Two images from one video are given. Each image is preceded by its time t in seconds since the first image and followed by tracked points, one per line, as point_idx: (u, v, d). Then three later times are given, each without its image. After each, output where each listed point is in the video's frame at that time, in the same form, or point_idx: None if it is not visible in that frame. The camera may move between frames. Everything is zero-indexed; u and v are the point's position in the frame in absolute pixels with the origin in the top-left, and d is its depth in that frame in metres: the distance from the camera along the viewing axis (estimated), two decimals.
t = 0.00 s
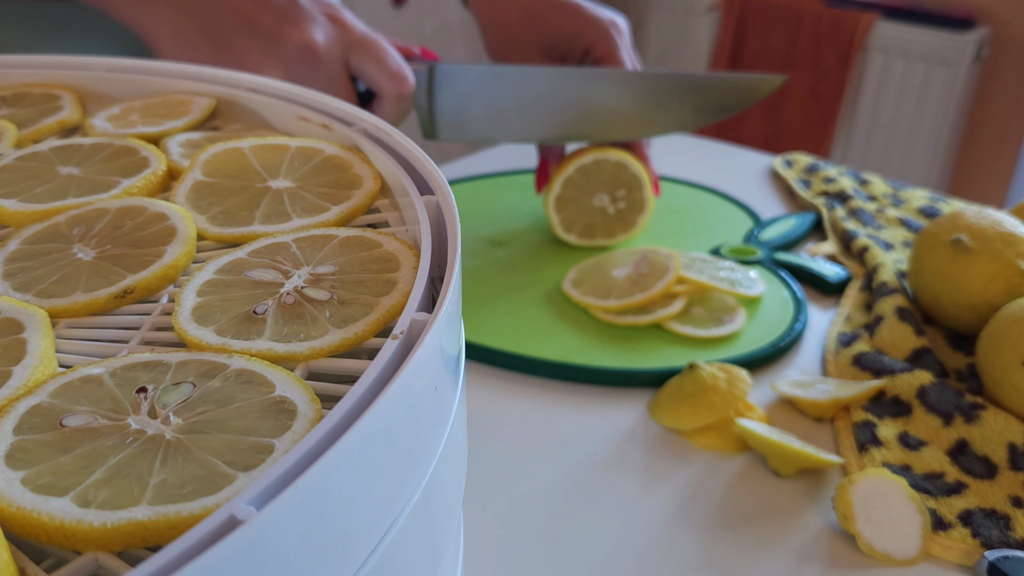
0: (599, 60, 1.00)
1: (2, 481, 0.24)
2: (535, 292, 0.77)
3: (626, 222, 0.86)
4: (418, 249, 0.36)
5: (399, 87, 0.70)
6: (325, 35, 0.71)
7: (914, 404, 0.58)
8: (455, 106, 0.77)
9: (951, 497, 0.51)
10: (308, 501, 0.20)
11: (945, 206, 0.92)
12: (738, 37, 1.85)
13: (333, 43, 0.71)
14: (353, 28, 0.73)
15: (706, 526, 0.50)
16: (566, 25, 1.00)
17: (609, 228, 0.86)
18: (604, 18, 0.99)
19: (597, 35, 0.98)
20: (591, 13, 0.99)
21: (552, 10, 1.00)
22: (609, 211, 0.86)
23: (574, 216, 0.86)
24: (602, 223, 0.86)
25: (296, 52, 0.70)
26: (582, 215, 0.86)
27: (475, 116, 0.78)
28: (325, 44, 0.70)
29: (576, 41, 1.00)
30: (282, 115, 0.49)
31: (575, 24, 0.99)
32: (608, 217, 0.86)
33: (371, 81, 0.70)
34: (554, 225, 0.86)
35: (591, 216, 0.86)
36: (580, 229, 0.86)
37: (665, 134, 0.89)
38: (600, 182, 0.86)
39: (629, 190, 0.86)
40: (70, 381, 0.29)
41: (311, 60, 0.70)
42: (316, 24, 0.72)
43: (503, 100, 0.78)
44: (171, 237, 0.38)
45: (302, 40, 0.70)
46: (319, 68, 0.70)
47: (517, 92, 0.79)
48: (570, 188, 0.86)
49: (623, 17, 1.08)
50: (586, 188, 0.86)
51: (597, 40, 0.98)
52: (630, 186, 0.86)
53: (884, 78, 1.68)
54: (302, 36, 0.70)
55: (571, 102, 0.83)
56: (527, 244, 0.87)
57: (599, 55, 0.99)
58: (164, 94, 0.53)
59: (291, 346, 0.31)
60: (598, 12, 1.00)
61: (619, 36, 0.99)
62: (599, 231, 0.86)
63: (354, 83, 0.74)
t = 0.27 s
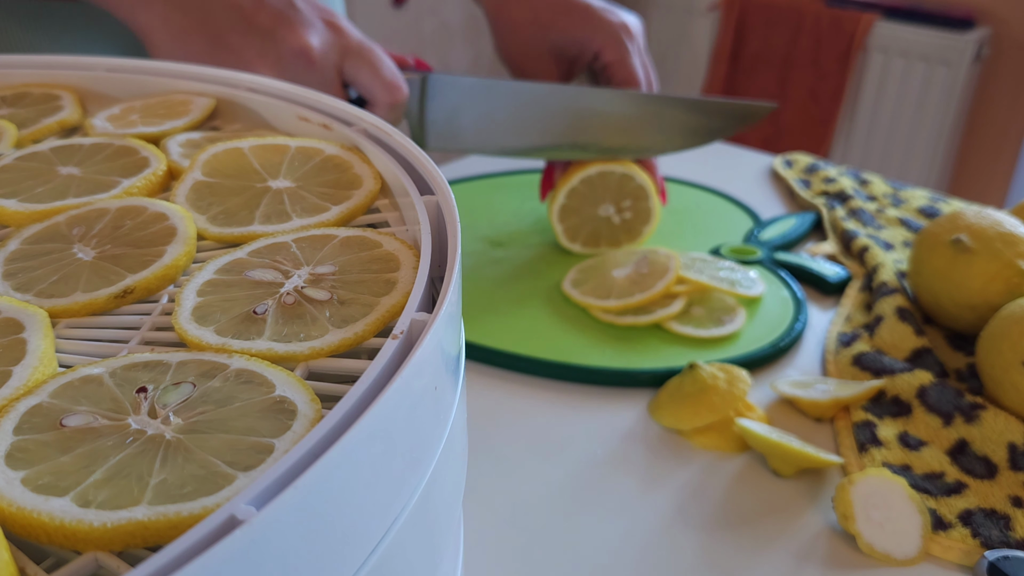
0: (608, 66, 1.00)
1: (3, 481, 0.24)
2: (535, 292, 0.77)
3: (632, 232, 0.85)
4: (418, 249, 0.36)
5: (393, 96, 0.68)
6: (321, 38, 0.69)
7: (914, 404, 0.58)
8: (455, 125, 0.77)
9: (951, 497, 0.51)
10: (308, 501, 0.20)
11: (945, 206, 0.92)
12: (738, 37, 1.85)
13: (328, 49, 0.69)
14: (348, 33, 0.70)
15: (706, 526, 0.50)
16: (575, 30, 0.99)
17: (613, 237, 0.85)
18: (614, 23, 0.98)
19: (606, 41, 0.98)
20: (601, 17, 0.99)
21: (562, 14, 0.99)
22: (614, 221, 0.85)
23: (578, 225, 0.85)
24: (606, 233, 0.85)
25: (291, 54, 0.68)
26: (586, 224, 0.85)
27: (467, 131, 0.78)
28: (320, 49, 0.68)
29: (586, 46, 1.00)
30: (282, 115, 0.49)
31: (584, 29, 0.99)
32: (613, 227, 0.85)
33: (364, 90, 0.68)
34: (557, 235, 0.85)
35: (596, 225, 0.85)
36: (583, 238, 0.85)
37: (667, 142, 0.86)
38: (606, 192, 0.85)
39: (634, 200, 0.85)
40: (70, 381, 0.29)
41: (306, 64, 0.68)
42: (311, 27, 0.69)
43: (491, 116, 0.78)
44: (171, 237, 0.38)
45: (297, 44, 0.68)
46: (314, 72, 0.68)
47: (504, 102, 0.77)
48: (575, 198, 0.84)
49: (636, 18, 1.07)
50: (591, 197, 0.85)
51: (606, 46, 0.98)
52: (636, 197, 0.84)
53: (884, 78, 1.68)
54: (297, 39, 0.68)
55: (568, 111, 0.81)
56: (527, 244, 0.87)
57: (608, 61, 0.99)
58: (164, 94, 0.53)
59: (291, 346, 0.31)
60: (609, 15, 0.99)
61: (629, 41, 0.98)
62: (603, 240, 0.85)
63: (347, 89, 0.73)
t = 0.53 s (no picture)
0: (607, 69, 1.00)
1: (2, 481, 0.24)
2: (536, 292, 0.77)
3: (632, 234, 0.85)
4: (418, 249, 0.36)
5: (531, 121, 0.77)
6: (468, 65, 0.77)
7: (914, 404, 0.58)
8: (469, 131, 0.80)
9: (951, 497, 0.51)
10: (307, 501, 0.20)
11: (945, 206, 0.92)
12: (738, 37, 1.85)
13: (475, 73, 0.78)
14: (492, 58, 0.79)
15: (706, 526, 0.50)
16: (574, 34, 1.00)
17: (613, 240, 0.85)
18: (614, 26, 0.98)
19: (605, 45, 0.98)
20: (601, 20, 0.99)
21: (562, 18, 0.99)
22: (615, 223, 0.85)
23: (578, 227, 0.85)
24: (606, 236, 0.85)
25: (442, 79, 0.76)
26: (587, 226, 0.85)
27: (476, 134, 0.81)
28: (468, 73, 0.77)
29: (585, 50, 1.00)
30: (282, 114, 0.49)
31: (584, 33, 0.99)
32: (613, 230, 0.85)
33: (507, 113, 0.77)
34: (557, 237, 0.85)
35: (595, 227, 0.85)
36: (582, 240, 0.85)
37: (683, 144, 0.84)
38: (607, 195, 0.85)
39: (635, 203, 0.85)
40: (70, 380, 0.29)
41: (453, 88, 0.76)
42: (458, 53, 0.77)
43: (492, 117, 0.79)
44: (171, 237, 0.39)
45: (447, 69, 0.76)
46: (458, 96, 0.77)
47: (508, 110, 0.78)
48: (575, 200, 0.85)
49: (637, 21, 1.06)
50: (591, 200, 0.86)
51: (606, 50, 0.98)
52: (637, 200, 0.85)
53: (884, 78, 1.68)
54: (446, 65, 0.75)
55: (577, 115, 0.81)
56: (527, 244, 0.87)
57: (607, 65, 0.99)
58: (164, 94, 0.53)
59: (291, 346, 0.31)
60: (609, 18, 0.99)
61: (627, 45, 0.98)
62: (602, 242, 0.85)
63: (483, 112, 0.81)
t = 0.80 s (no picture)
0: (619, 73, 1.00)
1: (2, 481, 0.24)
2: (535, 293, 0.77)
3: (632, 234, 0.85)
4: (418, 249, 0.36)
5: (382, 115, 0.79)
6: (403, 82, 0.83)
7: (914, 404, 0.58)
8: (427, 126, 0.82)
9: (951, 497, 0.51)
10: (308, 500, 0.20)
11: (945, 206, 0.92)
12: (738, 37, 1.85)
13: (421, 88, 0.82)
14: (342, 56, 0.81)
15: (706, 526, 0.50)
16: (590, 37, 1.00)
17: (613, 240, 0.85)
18: (631, 30, 0.99)
19: (620, 49, 0.98)
20: (618, 24, 0.99)
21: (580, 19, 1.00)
22: (615, 224, 0.85)
23: (578, 227, 0.85)
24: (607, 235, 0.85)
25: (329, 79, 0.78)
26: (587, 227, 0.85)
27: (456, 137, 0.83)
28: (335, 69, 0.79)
29: (599, 52, 1.00)
30: (283, 115, 0.49)
31: (598, 34, 0.99)
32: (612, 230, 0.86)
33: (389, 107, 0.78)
34: (557, 236, 0.85)
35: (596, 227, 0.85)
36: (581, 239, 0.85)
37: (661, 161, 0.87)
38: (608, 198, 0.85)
39: (635, 205, 0.85)
40: (70, 381, 0.29)
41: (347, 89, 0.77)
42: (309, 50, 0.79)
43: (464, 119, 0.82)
44: (171, 237, 0.38)
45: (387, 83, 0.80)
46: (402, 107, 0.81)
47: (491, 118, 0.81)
48: (575, 201, 0.84)
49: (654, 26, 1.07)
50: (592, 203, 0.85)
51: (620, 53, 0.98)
52: (637, 201, 0.85)
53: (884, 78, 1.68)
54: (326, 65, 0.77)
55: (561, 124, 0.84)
56: (527, 244, 0.87)
57: (619, 69, 0.99)
58: (164, 94, 0.53)
59: (291, 346, 0.31)
60: (626, 23, 1.00)
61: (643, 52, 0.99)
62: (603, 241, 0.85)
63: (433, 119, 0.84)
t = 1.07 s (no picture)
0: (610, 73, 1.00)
1: (2, 481, 0.24)
2: (536, 293, 0.77)
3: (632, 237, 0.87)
4: (418, 249, 0.36)
5: (515, 168, 0.80)
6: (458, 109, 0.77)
7: (914, 404, 0.58)
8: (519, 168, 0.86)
9: (951, 497, 0.51)
10: (308, 500, 0.20)
11: (945, 206, 0.92)
12: (738, 37, 1.85)
13: (465, 117, 0.77)
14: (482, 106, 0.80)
15: (706, 526, 0.50)
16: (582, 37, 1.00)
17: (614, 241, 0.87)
18: (621, 30, 0.99)
19: (612, 49, 0.98)
20: (608, 23, 0.99)
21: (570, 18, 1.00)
22: (616, 226, 0.87)
23: (580, 228, 0.86)
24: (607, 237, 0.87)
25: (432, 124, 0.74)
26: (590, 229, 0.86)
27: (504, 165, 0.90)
28: (459, 116, 0.76)
29: (591, 53, 1.00)
30: (283, 115, 0.49)
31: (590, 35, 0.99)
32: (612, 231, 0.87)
33: (491, 157, 0.79)
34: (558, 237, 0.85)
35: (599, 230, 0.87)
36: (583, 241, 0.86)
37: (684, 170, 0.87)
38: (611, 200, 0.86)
39: (637, 207, 0.86)
40: (70, 381, 0.29)
41: (444, 132, 0.75)
42: (451, 98, 0.77)
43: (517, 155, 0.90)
44: (171, 237, 0.38)
45: (437, 114, 0.74)
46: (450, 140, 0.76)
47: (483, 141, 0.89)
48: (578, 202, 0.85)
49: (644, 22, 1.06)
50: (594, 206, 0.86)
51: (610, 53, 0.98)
52: (639, 203, 0.86)
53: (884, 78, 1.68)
54: (439, 111, 0.75)
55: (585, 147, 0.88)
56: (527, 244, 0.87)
57: (612, 69, 0.99)
58: (164, 94, 0.53)
59: (291, 346, 0.31)
60: (616, 22, 1.00)
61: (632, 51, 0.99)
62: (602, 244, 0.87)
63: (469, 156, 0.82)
